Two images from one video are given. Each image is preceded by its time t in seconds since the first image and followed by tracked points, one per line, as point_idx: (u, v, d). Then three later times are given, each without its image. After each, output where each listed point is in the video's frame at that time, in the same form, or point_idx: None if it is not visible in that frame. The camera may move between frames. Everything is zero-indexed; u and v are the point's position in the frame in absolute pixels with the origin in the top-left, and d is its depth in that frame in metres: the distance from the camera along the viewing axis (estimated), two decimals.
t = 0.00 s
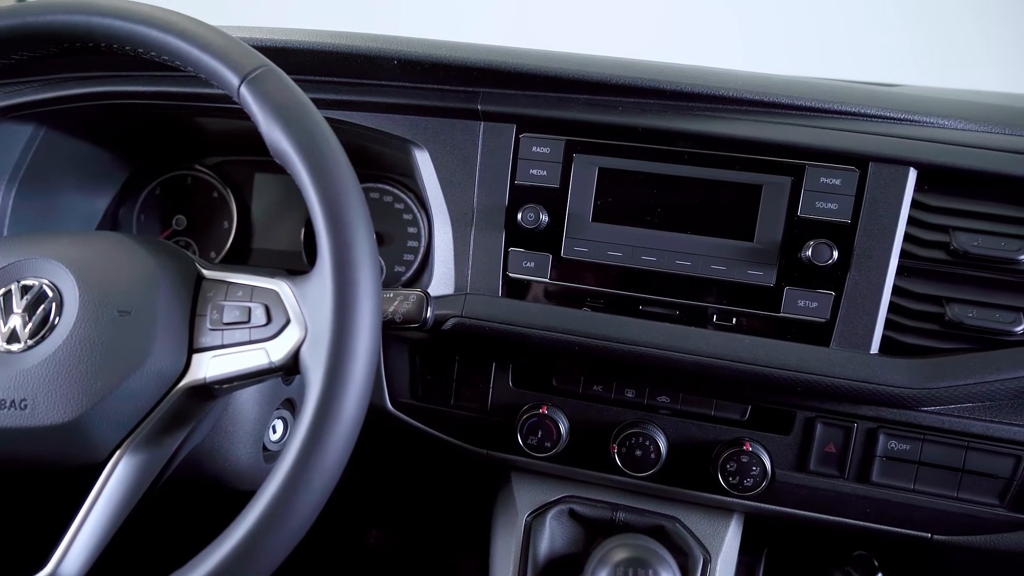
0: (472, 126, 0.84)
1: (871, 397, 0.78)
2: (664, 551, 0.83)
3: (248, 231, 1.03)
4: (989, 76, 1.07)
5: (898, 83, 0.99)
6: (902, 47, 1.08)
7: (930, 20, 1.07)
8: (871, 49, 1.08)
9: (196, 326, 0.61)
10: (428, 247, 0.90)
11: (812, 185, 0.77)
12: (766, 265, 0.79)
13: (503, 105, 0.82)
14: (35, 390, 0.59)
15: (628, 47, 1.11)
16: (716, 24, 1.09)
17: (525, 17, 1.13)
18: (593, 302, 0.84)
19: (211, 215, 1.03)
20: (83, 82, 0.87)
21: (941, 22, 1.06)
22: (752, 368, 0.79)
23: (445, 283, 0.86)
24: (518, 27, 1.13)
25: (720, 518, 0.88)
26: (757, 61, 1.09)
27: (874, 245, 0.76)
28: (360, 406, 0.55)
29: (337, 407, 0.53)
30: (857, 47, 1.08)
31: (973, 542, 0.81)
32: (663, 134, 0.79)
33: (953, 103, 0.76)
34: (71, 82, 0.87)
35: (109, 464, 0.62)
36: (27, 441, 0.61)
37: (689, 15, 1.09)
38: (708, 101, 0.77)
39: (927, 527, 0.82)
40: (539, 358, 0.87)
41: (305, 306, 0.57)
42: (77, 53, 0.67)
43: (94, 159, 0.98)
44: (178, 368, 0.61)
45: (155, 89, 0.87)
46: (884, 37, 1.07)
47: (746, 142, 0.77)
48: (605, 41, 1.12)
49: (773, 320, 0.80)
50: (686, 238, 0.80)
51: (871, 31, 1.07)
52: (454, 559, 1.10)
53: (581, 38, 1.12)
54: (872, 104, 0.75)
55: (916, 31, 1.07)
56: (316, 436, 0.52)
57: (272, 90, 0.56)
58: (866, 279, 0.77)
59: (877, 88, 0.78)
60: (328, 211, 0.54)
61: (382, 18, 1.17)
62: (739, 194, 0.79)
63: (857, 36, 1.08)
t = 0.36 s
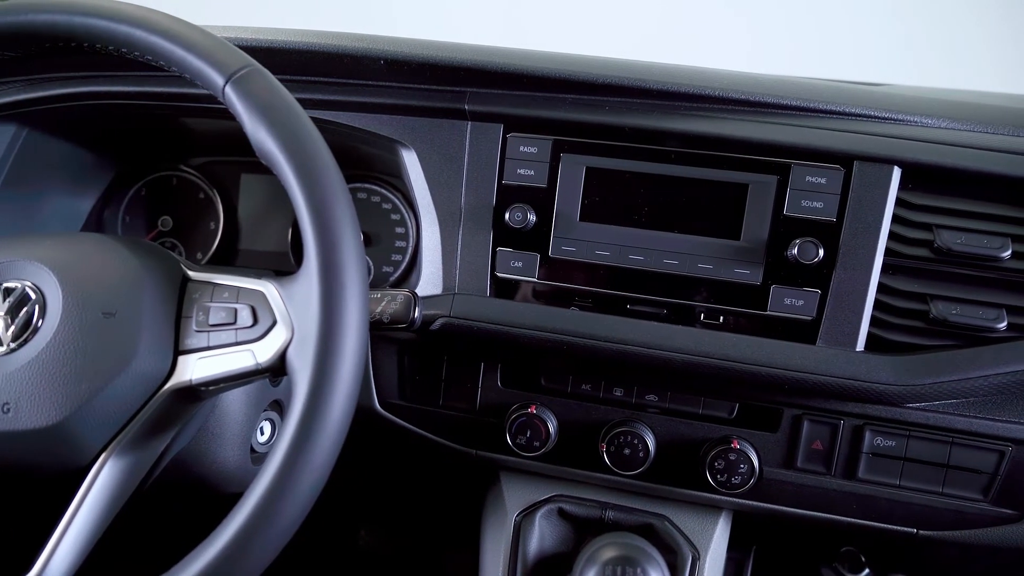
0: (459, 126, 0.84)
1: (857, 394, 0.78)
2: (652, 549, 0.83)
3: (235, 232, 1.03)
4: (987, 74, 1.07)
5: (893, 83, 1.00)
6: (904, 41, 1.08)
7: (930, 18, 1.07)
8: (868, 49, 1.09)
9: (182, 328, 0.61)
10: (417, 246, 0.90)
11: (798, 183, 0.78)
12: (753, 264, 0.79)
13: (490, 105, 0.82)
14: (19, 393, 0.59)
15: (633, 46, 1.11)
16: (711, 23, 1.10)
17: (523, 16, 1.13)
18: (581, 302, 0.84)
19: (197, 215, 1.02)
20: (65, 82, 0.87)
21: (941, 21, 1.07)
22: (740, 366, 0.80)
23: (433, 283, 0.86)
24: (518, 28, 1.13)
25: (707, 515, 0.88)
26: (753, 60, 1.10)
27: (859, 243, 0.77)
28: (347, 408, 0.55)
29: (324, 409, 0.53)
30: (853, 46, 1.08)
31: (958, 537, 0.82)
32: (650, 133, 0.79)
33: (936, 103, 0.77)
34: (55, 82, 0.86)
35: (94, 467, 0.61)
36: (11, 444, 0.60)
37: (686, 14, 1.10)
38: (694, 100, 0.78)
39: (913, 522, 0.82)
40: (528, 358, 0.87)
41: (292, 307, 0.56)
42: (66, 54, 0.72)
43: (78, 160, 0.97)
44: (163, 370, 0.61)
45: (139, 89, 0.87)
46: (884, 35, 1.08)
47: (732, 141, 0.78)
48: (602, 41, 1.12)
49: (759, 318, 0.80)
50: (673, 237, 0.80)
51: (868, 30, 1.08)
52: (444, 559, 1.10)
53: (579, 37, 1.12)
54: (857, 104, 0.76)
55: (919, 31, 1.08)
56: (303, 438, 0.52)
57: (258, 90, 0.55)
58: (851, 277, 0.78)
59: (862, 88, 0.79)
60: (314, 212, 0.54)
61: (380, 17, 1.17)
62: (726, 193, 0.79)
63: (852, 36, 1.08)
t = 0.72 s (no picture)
0: (448, 126, 0.84)
1: (845, 392, 0.79)
2: (642, 548, 0.84)
3: (223, 233, 1.02)
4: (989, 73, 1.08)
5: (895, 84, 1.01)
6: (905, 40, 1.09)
7: (930, 18, 1.08)
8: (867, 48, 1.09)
9: (169, 330, 0.61)
10: (407, 246, 0.89)
11: (786, 182, 0.78)
12: (741, 262, 0.80)
13: (479, 105, 0.82)
14: (3, 395, 0.58)
15: (626, 45, 1.11)
16: (709, 23, 1.10)
17: (521, 16, 1.13)
18: (571, 301, 0.84)
19: (185, 217, 1.02)
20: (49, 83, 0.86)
21: (940, 21, 1.07)
22: (729, 365, 0.80)
23: (423, 283, 0.86)
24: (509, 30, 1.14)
25: (697, 513, 0.89)
26: (758, 61, 1.10)
27: (847, 242, 0.77)
28: (336, 409, 0.54)
29: (313, 410, 0.53)
30: (856, 45, 1.09)
31: (946, 533, 0.82)
32: (638, 132, 0.79)
33: (923, 102, 0.77)
34: (40, 82, 0.86)
35: (81, 470, 0.61)
36: None
37: (684, 14, 1.10)
38: (682, 99, 0.78)
39: (901, 519, 0.83)
40: (518, 358, 0.87)
41: (280, 307, 0.56)
42: (52, 53, 0.75)
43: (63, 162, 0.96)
44: (150, 372, 0.60)
45: (125, 89, 0.86)
46: (886, 35, 1.09)
47: (720, 140, 0.78)
48: (601, 41, 1.12)
49: (748, 317, 0.81)
50: (662, 236, 0.80)
51: (868, 30, 1.08)
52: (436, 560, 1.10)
53: (579, 37, 1.12)
54: (844, 103, 0.76)
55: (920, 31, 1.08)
56: (292, 439, 0.52)
57: (244, 90, 0.55)
58: (839, 275, 0.78)
59: (849, 87, 0.79)
60: (302, 212, 0.54)
61: (369, 18, 1.17)
62: (714, 192, 0.79)
63: (854, 36, 1.09)
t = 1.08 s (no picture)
0: (438, 126, 0.84)
1: (834, 390, 0.79)
2: (633, 547, 0.84)
3: (212, 234, 1.02)
4: (987, 73, 1.09)
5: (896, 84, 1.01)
6: (905, 41, 1.10)
7: (930, 18, 1.08)
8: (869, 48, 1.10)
9: (157, 332, 0.60)
10: (396, 245, 0.89)
11: (774, 181, 0.78)
12: (730, 262, 0.80)
13: (467, 104, 0.82)
14: None
15: (626, 45, 1.12)
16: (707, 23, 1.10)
17: (522, 15, 1.13)
18: (561, 301, 0.84)
19: (174, 218, 1.01)
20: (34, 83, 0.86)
21: (939, 21, 1.08)
22: (718, 363, 0.80)
23: (412, 283, 0.86)
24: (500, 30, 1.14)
25: (688, 512, 0.89)
26: (758, 60, 1.11)
27: (835, 240, 0.78)
28: (325, 410, 0.54)
29: (302, 412, 0.52)
30: (859, 45, 1.09)
31: (933, 530, 0.83)
32: (628, 132, 0.79)
33: (910, 102, 0.78)
34: (26, 82, 0.85)
35: (68, 474, 0.60)
36: None
37: (682, 14, 1.10)
38: (671, 99, 0.78)
39: (890, 515, 0.83)
40: (508, 357, 0.87)
41: (268, 308, 0.56)
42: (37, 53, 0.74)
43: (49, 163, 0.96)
44: (138, 374, 0.60)
45: (111, 90, 0.86)
46: (887, 35, 1.09)
47: (709, 139, 0.78)
48: (600, 41, 1.12)
49: (737, 315, 0.81)
50: (652, 236, 0.80)
51: (868, 29, 1.09)
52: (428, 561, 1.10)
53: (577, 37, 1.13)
54: (831, 102, 0.77)
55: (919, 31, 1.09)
56: (281, 440, 0.52)
57: (232, 90, 0.55)
58: (827, 273, 0.78)
59: (838, 87, 0.80)
60: (290, 212, 0.53)
61: (363, 18, 1.17)
62: (703, 192, 0.79)
63: (854, 36, 1.09)
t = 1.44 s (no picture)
0: (427, 126, 0.83)
1: (822, 387, 0.79)
2: (624, 547, 0.84)
3: (200, 235, 1.01)
4: (990, 74, 1.10)
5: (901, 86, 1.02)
6: (905, 41, 1.10)
7: (930, 17, 1.09)
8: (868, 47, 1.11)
9: (144, 334, 0.60)
10: (386, 246, 0.88)
11: (762, 180, 0.79)
12: (719, 260, 0.80)
13: (456, 104, 0.82)
14: None
15: (626, 45, 1.12)
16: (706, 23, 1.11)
17: (522, 16, 1.14)
18: (550, 300, 0.84)
19: (161, 219, 1.00)
20: (19, 83, 0.85)
21: (937, 20, 1.09)
22: (707, 362, 0.80)
23: (402, 283, 0.86)
24: (493, 32, 1.15)
25: (679, 510, 0.89)
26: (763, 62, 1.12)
27: (822, 239, 0.78)
28: (314, 411, 0.54)
29: (291, 413, 0.52)
30: (864, 48, 1.10)
31: (920, 526, 0.84)
32: (617, 131, 0.79)
33: (896, 101, 0.78)
34: (12, 83, 0.85)
35: (55, 477, 0.60)
36: None
37: (680, 13, 1.11)
38: (659, 99, 0.78)
39: (878, 512, 0.84)
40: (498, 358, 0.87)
41: (256, 309, 0.56)
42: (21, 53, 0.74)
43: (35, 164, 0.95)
44: (125, 377, 0.59)
45: (97, 90, 0.86)
46: (887, 34, 1.10)
47: (697, 139, 0.78)
48: (599, 41, 1.13)
49: (726, 314, 0.81)
50: (641, 235, 0.81)
51: (867, 29, 1.10)
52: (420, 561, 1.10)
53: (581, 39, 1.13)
54: (818, 101, 0.77)
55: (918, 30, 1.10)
56: (269, 442, 0.52)
57: (218, 90, 0.55)
58: (814, 272, 0.79)
59: (826, 86, 0.80)
60: (278, 213, 0.53)
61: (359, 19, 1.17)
62: (692, 191, 0.80)
63: (854, 35, 1.10)
